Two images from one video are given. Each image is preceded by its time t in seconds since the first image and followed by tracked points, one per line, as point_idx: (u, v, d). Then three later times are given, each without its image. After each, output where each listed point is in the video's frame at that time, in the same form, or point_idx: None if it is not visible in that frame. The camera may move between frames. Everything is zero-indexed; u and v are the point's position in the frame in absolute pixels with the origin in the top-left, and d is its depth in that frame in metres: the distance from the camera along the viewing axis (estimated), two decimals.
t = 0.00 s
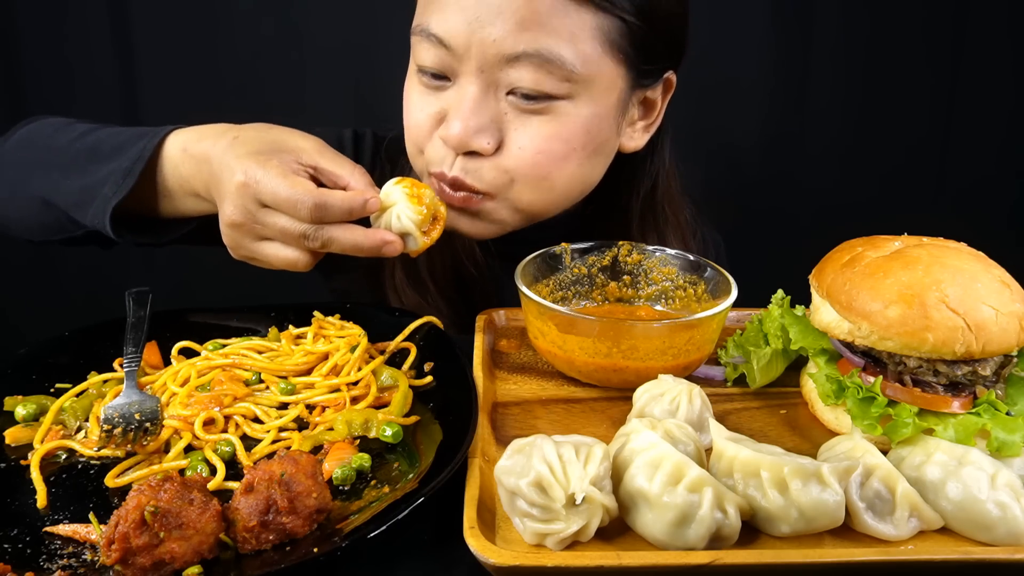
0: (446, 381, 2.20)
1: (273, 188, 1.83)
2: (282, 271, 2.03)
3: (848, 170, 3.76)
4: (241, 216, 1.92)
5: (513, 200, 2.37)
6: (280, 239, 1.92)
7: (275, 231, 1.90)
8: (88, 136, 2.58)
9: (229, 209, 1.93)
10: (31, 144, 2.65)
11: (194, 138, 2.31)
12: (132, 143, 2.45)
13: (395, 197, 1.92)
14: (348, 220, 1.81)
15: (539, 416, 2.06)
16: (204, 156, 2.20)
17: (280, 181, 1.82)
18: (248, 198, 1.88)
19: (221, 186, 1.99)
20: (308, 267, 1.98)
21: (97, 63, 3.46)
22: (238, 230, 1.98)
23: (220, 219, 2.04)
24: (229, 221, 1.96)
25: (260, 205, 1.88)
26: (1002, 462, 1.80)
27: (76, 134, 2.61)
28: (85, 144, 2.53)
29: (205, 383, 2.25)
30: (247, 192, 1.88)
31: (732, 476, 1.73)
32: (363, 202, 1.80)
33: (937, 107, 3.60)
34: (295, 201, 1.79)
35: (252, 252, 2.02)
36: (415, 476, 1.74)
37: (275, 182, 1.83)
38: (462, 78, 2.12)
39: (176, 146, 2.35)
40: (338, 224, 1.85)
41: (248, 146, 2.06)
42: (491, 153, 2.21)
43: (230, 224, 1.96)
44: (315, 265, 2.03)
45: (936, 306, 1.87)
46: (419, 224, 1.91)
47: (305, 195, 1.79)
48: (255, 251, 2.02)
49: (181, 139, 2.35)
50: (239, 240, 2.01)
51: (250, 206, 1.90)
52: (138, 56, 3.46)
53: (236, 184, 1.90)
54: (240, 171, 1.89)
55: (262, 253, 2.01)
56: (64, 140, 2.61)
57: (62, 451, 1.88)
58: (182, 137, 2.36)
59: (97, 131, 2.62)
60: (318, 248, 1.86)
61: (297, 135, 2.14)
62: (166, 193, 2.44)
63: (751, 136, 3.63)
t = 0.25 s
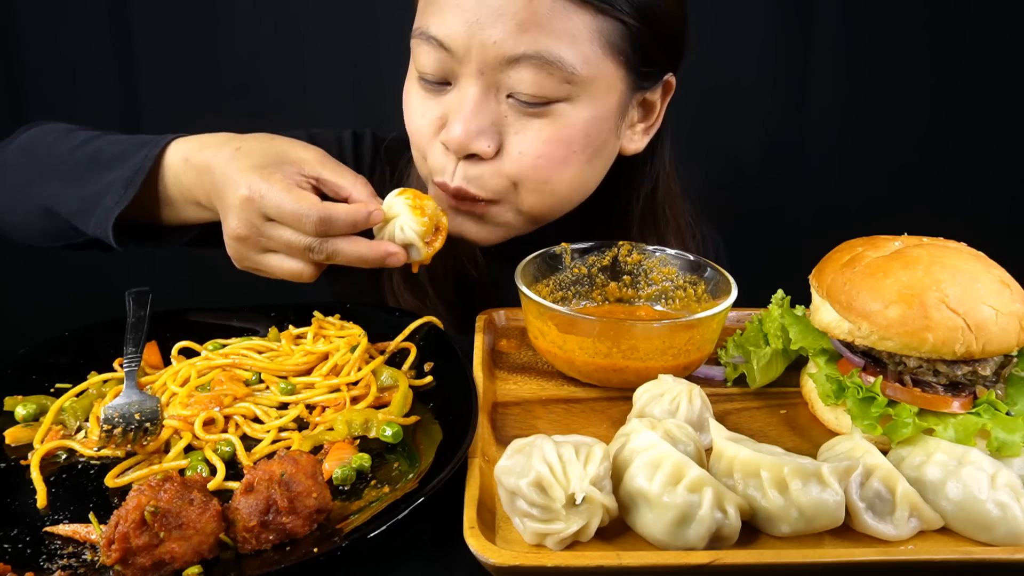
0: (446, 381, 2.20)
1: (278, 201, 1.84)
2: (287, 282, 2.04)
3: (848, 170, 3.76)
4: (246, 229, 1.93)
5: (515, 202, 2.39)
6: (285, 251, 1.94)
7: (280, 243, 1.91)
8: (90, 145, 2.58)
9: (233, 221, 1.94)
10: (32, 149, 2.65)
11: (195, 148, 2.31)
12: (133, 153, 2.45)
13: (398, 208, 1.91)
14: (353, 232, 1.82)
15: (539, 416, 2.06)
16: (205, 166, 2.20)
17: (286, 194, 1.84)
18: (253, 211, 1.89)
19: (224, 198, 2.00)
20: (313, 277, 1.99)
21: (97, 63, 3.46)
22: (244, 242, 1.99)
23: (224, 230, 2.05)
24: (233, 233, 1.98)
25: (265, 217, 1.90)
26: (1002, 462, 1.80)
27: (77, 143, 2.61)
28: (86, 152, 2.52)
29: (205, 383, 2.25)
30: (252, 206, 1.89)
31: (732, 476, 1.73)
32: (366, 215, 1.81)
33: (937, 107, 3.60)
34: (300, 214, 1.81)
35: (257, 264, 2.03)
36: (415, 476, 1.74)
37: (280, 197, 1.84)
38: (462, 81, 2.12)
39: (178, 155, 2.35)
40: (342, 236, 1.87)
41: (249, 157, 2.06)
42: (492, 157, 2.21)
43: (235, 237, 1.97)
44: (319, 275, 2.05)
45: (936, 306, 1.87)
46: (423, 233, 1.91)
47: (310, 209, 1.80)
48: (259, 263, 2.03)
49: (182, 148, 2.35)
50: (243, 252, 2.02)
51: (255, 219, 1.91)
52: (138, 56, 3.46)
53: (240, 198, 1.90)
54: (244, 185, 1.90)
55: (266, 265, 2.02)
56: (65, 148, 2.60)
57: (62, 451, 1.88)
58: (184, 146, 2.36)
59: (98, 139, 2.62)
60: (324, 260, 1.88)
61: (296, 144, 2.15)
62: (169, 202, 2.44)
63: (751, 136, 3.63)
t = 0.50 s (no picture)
0: (446, 381, 2.20)
1: (300, 179, 1.84)
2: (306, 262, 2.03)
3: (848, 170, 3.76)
4: (266, 208, 1.92)
5: (521, 195, 2.35)
6: (306, 230, 1.92)
7: (301, 222, 1.90)
8: (88, 139, 2.58)
9: (253, 201, 1.94)
10: (27, 149, 2.63)
11: (202, 136, 2.31)
12: (136, 144, 2.46)
13: (417, 185, 1.96)
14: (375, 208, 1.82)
15: (538, 416, 2.06)
16: (215, 153, 2.20)
17: (307, 171, 1.83)
18: (274, 189, 1.89)
19: (242, 179, 2.00)
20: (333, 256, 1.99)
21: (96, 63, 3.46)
22: (262, 223, 1.97)
23: (240, 213, 2.03)
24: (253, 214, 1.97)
25: (286, 195, 1.89)
26: (1002, 463, 1.80)
27: (75, 138, 2.61)
28: (85, 147, 2.53)
29: (205, 383, 2.25)
30: (273, 184, 1.88)
31: (732, 476, 1.73)
32: (388, 189, 1.82)
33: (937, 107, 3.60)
34: (323, 191, 1.80)
35: (276, 245, 2.03)
36: (415, 476, 1.74)
37: (302, 173, 1.83)
38: (472, 66, 2.12)
39: (185, 143, 2.35)
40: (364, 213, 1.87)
41: (265, 139, 2.05)
42: (499, 144, 2.18)
43: (253, 217, 1.95)
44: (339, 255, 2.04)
45: (936, 306, 1.87)
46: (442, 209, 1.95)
47: (333, 184, 1.80)
48: (278, 244, 2.03)
49: (188, 137, 2.35)
50: (261, 233, 2.02)
51: (275, 198, 1.90)
52: (138, 56, 3.46)
53: (260, 177, 1.89)
54: (264, 163, 1.89)
55: (286, 245, 2.01)
56: (61, 144, 2.60)
57: (62, 452, 1.88)
58: (190, 135, 2.36)
59: (96, 133, 2.62)
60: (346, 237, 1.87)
61: (309, 128, 2.14)
62: (173, 193, 2.44)
63: (751, 136, 3.62)
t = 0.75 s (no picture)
0: (446, 381, 2.20)
1: (294, 152, 1.84)
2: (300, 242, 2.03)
3: (848, 169, 3.76)
4: (260, 184, 1.92)
5: (516, 180, 2.33)
6: (300, 207, 1.92)
7: (294, 199, 1.90)
8: (84, 130, 2.58)
9: (247, 177, 1.94)
10: (25, 143, 2.64)
11: (198, 122, 2.32)
12: (131, 132, 2.47)
13: (414, 162, 1.98)
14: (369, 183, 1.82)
15: (538, 416, 2.06)
16: (211, 138, 2.21)
17: (301, 145, 1.84)
18: (269, 164, 1.89)
19: (237, 157, 2.00)
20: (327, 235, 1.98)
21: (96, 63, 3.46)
22: (256, 201, 1.97)
23: (235, 193, 2.03)
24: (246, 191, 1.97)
25: (280, 170, 1.89)
26: (1002, 463, 1.80)
27: (71, 130, 2.62)
28: (81, 137, 2.54)
29: (205, 384, 2.25)
30: (267, 160, 1.88)
31: (732, 476, 1.73)
32: (383, 164, 1.82)
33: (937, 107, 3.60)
34: (317, 164, 1.81)
35: (270, 224, 2.03)
36: (415, 476, 1.74)
37: (295, 148, 1.84)
38: (472, 45, 2.14)
39: (181, 130, 2.36)
40: (358, 189, 1.86)
41: (260, 119, 2.06)
42: (495, 125, 2.18)
43: (248, 194, 1.96)
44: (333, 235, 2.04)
45: (936, 306, 1.87)
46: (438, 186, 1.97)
47: (326, 159, 1.80)
48: (272, 223, 2.02)
49: (185, 124, 2.35)
50: (255, 212, 2.02)
51: (269, 173, 1.90)
52: (138, 55, 3.46)
53: (254, 153, 1.90)
54: (258, 140, 1.90)
55: (280, 224, 2.01)
56: (57, 135, 2.61)
57: (62, 452, 1.88)
58: (187, 122, 2.37)
59: (92, 125, 2.62)
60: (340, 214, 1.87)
61: (306, 110, 2.15)
62: (169, 180, 2.45)
63: (751, 135, 3.62)
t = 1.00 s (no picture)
0: (446, 381, 2.20)
1: (289, 157, 1.84)
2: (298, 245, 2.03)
3: (848, 169, 3.76)
4: (256, 188, 1.92)
5: (530, 172, 2.33)
6: (297, 211, 1.92)
7: (291, 202, 1.90)
8: (84, 130, 2.58)
9: (244, 181, 1.94)
10: (24, 143, 2.64)
11: (197, 123, 2.31)
12: (131, 133, 2.47)
13: (412, 164, 1.94)
14: (365, 187, 1.82)
15: (538, 416, 2.06)
16: (210, 140, 2.21)
17: (297, 150, 1.83)
18: (264, 168, 1.89)
19: (234, 160, 2.00)
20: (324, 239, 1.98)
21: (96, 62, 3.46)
22: (253, 204, 1.97)
23: (233, 195, 2.04)
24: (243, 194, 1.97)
25: (276, 174, 1.89)
26: (1002, 463, 1.80)
27: (70, 130, 2.62)
28: (81, 136, 2.53)
29: (205, 383, 2.25)
30: (263, 163, 1.88)
31: (732, 476, 1.73)
32: (381, 169, 1.80)
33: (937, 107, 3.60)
34: (312, 169, 1.80)
35: (268, 227, 2.03)
36: (415, 476, 1.74)
37: (292, 152, 1.83)
38: (481, 40, 2.15)
39: (180, 131, 2.35)
40: (355, 193, 1.86)
41: (257, 121, 2.06)
42: (508, 120, 2.19)
43: (245, 198, 1.96)
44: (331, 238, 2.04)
45: (936, 306, 1.87)
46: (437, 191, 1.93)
47: (323, 163, 1.80)
48: (269, 226, 2.03)
49: (184, 124, 2.35)
50: (253, 215, 2.02)
51: (265, 177, 1.90)
52: (138, 56, 3.46)
53: (250, 156, 1.90)
54: (254, 143, 1.90)
55: (277, 227, 2.01)
56: (57, 135, 2.61)
57: (62, 452, 1.88)
58: (186, 122, 2.36)
59: (91, 124, 2.62)
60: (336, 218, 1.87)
61: (304, 110, 2.14)
62: (169, 181, 2.45)
63: (751, 135, 3.62)
